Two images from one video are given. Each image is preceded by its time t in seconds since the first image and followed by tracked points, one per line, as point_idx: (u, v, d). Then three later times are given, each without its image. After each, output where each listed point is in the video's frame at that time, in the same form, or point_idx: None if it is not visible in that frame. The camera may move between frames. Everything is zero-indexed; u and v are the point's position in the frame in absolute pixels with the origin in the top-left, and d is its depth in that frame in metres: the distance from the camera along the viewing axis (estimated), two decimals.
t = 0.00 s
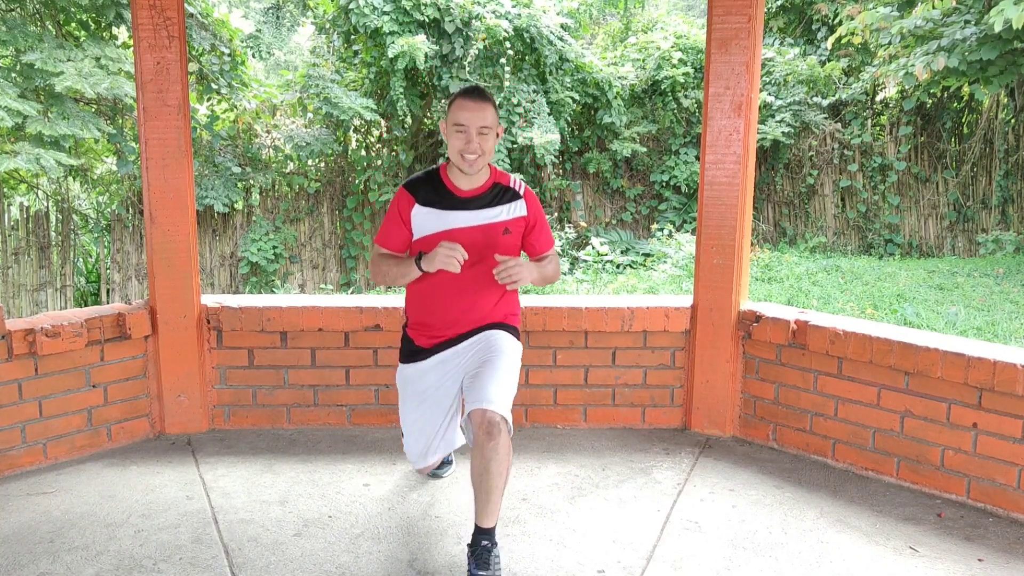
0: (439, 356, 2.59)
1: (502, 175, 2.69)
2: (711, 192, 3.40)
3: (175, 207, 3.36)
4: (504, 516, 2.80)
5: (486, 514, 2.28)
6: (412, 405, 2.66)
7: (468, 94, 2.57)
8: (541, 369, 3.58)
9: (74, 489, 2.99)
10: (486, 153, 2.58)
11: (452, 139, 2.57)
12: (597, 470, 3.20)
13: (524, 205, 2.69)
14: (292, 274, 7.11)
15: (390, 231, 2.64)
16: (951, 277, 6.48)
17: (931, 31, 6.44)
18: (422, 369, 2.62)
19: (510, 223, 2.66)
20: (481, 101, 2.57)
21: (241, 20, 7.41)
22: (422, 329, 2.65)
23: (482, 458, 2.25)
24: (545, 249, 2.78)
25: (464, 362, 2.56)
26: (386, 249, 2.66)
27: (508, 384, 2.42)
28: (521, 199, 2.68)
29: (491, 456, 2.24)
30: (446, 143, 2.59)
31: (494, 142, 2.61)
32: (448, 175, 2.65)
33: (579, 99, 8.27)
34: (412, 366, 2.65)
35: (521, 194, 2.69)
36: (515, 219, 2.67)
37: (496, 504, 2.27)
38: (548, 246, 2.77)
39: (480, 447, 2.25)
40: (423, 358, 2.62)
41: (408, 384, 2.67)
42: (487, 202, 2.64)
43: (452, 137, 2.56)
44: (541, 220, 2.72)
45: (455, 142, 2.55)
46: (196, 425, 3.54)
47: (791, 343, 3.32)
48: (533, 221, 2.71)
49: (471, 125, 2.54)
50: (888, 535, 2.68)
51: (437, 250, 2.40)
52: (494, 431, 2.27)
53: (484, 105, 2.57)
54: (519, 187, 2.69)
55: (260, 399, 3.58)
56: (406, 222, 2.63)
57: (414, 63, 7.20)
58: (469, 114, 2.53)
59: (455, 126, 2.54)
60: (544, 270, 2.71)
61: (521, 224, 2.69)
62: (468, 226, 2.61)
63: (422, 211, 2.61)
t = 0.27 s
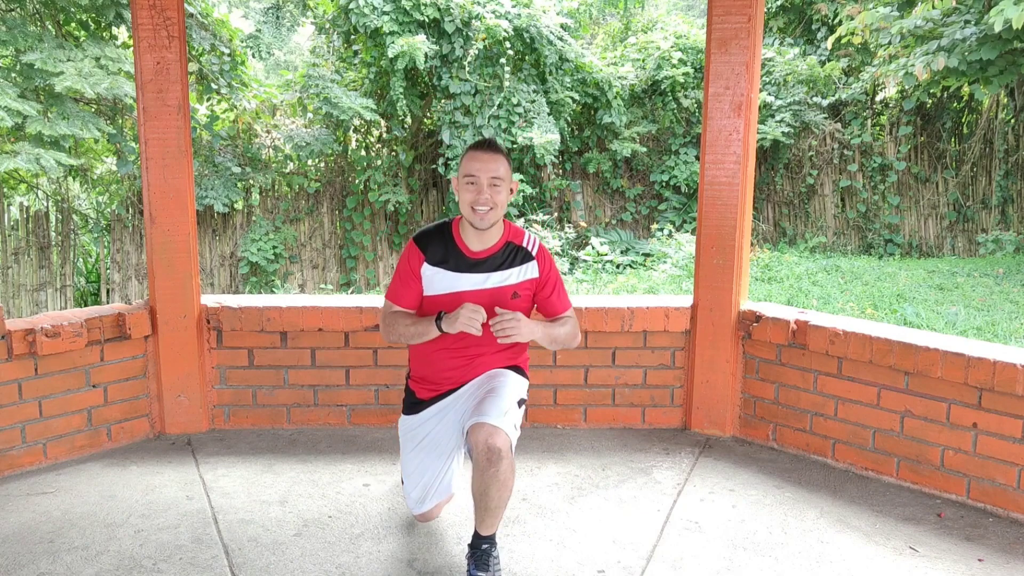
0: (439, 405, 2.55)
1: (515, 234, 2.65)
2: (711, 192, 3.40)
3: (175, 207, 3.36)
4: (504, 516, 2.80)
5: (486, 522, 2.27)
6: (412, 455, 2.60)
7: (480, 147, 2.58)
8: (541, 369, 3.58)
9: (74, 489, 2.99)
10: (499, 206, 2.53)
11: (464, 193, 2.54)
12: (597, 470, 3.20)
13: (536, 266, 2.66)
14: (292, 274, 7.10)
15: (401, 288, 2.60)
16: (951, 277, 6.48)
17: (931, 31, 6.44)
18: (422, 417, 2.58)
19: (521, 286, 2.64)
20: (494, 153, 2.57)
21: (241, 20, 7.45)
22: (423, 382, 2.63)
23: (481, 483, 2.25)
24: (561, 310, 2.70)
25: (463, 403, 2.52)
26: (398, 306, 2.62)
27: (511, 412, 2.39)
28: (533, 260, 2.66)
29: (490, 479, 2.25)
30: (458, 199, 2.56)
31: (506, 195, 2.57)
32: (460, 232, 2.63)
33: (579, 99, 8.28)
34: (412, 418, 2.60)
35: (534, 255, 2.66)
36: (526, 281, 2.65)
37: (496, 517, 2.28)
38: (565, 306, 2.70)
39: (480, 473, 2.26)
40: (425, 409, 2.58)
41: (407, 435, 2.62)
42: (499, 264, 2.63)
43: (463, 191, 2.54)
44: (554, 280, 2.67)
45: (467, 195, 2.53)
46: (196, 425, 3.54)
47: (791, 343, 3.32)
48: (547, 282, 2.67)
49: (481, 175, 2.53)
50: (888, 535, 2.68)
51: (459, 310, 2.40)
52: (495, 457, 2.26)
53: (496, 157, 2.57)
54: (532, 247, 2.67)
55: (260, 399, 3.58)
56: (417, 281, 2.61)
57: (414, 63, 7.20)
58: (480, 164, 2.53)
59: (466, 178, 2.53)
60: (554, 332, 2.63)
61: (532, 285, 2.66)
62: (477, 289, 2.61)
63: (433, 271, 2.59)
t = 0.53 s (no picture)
0: (439, 392, 2.55)
1: (523, 227, 2.63)
2: (711, 192, 3.40)
3: (175, 207, 3.36)
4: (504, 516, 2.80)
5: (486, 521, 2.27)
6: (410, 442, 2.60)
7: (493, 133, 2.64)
8: (541, 369, 3.58)
9: (74, 489, 2.99)
10: (508, 186, 2.54)
11: (474, 173, 2.57)
12: (597, 470, 3.20)
13: (539, 261, 2.64)
14: (292, 274, 7.10)
15: (403, 266, 2.63)
16: (951, 277, 6.48)
17: (931, 31, 6.44)
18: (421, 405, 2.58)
19: (521, 278, 2.62)
20: (506, 140, 2.62)
21: (241, 19, 7.46)
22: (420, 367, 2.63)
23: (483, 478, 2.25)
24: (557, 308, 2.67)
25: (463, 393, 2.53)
26: (398, 282, 2.64)
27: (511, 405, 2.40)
28: (537, 254, 2.64)
29: (491, 476, 2.24)
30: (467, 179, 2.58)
31: (516, 178, 2.58)
32: (468, 216, 2.63)
33: (579, 99, 8.28)
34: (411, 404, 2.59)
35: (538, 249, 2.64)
36: (527, 274, 2.63)
37: (496, 514, 2.26)
38: (558, 306, 2.67)
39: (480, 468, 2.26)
40: (424, 395, 2.58)
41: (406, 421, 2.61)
42: (503, 253, 2.61)
43: (474, 171, 2.57)
44: (555, 277, 2.66)
45: (477, 174, 2.55)
46: (196, 425, 3.54)
47: (791, 343, 3.31)
48: (547, 278, 2.65)
49: (492, 155, 2.56)
50: (888, 535, 2.68)
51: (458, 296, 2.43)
52: (497, 452, 2.26)
53: (507, 142, 2.61)
54: (537, 241, 2.64)
55: (260, 399, 3.58)
56: (418, 260, 2.62)
57: (414, 63, 7.20)
58: (491, 145, 2.58)
59: (476, 158, 2.56)
60: (540, 330, 2.56)
61: (533, 279, 2.64)
62: (478, 276, 2.60)
63: (436, 253, 2.60)
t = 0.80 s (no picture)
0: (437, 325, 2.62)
1: (514, 151, 2.66)
2: (711, 192, 3.40)
3: (174, 207, 3.36)
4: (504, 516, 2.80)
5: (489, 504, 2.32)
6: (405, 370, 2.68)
7: (486, 61, 2.68)
8: (541, 369, 3.58)
9: (74, 489, 2.99)
10: (500, 113, 2.60)
11: (467, 100, 2.62)
12: (597, 470, 3.20)
13: (530, 182, 2.65)
14: (292, 274, 7.10)
15: (397, 189, 2.69)
16: (951, 277, 6.48)
17: (931, 31, 6.44)
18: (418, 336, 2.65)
19: (512, 198, 2.64)
20: (497, 67, 2.66)
21: (241, 20, 7.48)
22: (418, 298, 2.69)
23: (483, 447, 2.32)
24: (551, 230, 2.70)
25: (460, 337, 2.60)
26: (392, 206, 2.70)
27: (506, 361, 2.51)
28: (527, 175, 2.65)
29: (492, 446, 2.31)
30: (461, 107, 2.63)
31: (508, 108, 2.64)
32: (461, 141, 2.67)
33: (579, 99, 8.28)
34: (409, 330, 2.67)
35: (528, 172, 2.65)
36: (518, 195, 2.65)
37: (499, 491, 2.32)
38: (559, 226, 2.70)
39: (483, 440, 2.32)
40: (423, 323, 2.65)
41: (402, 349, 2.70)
42: (492, 174, 2.64)
43: (468, 98, 2.61)
44: (547, 199, 2.67)
45: (471, 100, 2.60)
46: (196, 425, 3.54)
47: (791, 343, 3.31)
48: (539, 199, 2.67)
49: (486, 83, 2.60)
50: (888, 535, 2.68)
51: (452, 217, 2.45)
52: (495, 419, 2.35)
53: (500, 72, 2.65)
54: (528, 164, 2.66)
55: (260, 399, 3.58)
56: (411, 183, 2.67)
57: (414, 63, 7.20)
58: (485, 74, 2.61)
59: (471, 85, 2.61)
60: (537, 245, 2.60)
61: (524, 200, 2.65)
62: (469, 195, 2.63)
63: (427, 174, 2.65)
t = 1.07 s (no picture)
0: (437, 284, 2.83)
1: (492, 103, 2.83)
2: (711, 192, 3.40)
3: (175, 207, 3.36)
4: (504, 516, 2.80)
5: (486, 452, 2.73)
6: (406, 320, 2.90)
7: (460, 22, 2.80)
8: (541, 369, 3.58)
9: (74, 489, 2.98)
10: (476, 75, 2.77)
11: (444, 62, 2.78)
12: (597, 470, 3.20)
13: (510, 128, 2.80)
14: (292, 274, 7.10)
15: (389, 152, 2.92)
16: (951, 277, 6.48)
17: (931, 30, 6.44)
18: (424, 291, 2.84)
19: (494, 145, 2.80)
20: (471, 28, 2.78)
21: (241, 20, 7.49)
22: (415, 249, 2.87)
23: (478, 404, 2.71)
24: (535, 174, 2.83)
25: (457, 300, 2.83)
26: (386, 169, 2.95)
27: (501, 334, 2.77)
28: (507, 123, 2.81)
29: (487, 402, 2.70)
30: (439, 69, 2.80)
31: (483, 66, 2.80)
32: (443, 101, 2.86)
33: (579, 99, 8.29)
34: (414, 283, 2.86)
35: (507, 119, 2.81)
36: (500, 142, 2.80)
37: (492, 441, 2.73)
38: (540, 171, 2.83)
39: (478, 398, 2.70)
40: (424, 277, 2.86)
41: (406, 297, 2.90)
42: (473, 125, 2.81)
43: (445, 61, 2.77)
44: (528, 144, 2.82)
45: (448, 64, 2.76)
46: (196, 425, 3.54)
47: (791, 343, 3.31)
48: (520, 144, 2.81)
49: (461, 47, 2.75)
50: (888, 535, 2.68)
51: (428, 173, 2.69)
52: (489, 380, 2.71)
53: (474, 31, 2.78)
54: (507, 113, 2.82)
55: (260, 399, 3.58)
56: (399, 145, 2.89)
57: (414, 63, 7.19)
58: (459, 37, 2.75)
59: (447, 50, 2.76)
60: (518, 195, 2.76)
61: (506, 146, 2.81)
62: (454, 147, 2.81)
63: (414, 132, 2.85)
